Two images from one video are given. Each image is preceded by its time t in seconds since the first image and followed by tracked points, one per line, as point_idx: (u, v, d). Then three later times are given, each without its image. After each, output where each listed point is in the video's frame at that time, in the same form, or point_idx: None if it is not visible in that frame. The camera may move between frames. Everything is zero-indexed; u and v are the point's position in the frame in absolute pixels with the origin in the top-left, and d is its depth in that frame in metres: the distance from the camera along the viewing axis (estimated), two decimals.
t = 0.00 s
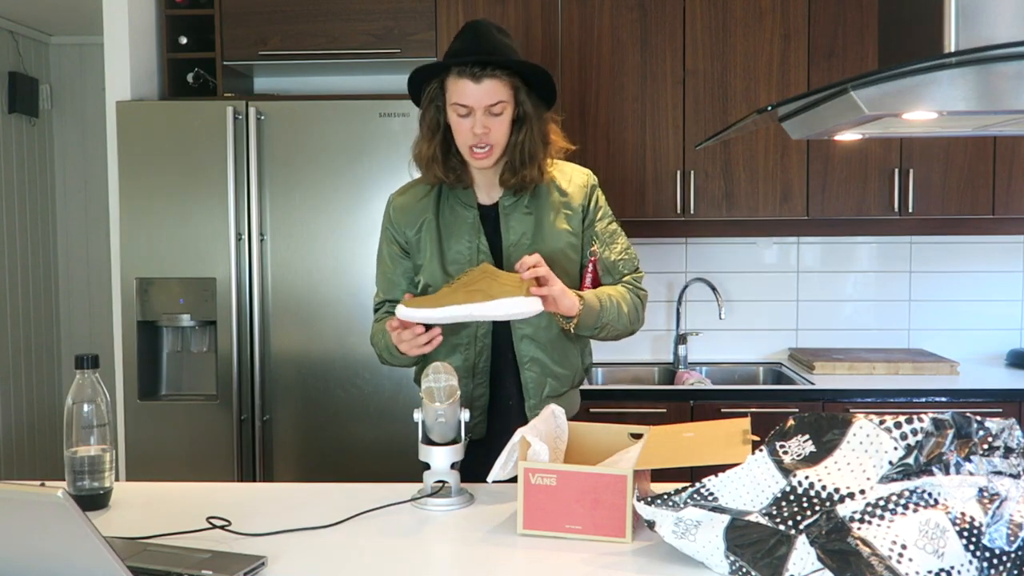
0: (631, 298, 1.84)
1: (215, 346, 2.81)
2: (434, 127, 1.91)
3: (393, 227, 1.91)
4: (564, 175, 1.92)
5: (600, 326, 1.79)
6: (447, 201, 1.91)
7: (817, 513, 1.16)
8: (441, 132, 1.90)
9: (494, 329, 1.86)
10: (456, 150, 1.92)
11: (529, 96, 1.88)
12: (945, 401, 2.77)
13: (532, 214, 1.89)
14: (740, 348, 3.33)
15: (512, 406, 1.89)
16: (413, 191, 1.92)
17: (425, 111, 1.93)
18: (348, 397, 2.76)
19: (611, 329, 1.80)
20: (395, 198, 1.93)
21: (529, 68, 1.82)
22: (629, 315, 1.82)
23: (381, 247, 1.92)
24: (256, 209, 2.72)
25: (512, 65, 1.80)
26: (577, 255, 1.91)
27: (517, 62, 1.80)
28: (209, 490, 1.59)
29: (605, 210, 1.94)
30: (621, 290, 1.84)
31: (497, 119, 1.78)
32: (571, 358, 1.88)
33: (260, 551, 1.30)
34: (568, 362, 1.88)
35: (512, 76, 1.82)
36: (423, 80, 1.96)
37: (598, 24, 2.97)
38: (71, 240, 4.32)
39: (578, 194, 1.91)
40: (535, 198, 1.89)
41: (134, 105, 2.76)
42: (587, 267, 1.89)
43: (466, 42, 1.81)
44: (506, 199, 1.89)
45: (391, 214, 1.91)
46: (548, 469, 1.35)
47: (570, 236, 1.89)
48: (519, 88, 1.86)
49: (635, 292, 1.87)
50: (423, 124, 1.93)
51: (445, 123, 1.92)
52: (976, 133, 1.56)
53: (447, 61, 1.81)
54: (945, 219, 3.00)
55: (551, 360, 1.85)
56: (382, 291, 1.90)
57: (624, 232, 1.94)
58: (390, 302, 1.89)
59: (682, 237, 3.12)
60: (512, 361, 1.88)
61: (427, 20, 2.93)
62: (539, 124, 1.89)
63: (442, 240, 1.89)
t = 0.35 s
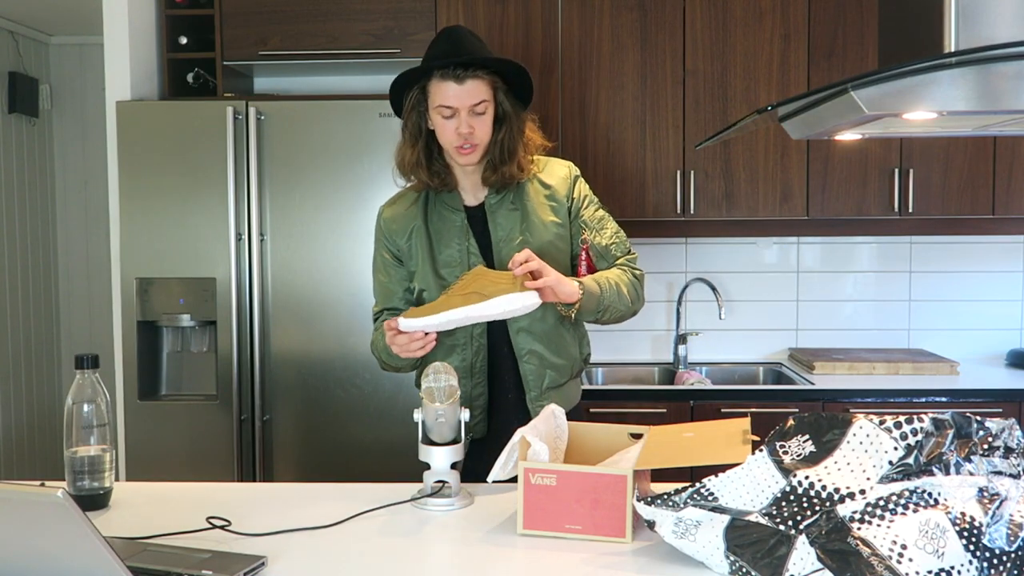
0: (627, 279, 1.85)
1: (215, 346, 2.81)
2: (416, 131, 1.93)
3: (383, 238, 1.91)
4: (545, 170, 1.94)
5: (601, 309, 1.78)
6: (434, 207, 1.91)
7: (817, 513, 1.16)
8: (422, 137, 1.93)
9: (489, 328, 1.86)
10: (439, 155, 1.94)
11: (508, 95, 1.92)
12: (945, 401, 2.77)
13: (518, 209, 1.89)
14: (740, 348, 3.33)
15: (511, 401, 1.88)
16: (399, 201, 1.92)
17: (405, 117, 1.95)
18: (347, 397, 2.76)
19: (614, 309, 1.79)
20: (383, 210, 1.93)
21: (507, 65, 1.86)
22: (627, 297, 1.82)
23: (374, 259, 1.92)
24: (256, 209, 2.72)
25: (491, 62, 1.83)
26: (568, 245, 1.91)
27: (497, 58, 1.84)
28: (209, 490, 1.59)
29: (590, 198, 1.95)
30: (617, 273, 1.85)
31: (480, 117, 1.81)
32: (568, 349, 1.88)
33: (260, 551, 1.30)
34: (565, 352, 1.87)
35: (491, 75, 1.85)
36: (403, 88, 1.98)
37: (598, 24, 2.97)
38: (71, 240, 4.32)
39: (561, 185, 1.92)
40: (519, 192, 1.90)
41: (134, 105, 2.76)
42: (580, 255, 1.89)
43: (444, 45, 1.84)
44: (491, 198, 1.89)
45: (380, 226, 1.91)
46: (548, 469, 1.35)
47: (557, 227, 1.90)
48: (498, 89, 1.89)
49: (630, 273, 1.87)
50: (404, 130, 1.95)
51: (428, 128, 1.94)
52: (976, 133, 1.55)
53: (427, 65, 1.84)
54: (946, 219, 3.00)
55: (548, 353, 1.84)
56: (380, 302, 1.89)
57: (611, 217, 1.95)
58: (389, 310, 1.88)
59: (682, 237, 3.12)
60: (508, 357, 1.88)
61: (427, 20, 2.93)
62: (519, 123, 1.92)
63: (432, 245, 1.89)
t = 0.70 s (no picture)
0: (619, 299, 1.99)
1: (215, 346, 2.81)
2: (423, 124, 1.95)
3: (382, 234, 1.90)
4: (555, 175, 1.95)
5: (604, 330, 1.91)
6: (436, 206, 1.92)
7: (817, 513, 1.16)
8: (428, 130, 1.95)
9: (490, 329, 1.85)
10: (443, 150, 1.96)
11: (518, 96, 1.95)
12: (945, 401, 2.78)
13: (526, 213, 1.91)
14: (740, 348, 3.33)
15: (511, 404, 1.88)
16: (399, 197, 1.92)
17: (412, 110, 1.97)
18: (348, 396, 2.76)
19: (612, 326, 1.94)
20: (382, 203, 1.93)
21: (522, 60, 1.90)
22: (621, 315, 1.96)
23: (369, 251, 1.92)
24: (256, 210, 2.72)
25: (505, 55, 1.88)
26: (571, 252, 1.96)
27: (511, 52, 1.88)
28: (209, 490, 1.59)
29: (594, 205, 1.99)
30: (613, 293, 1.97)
31: (488, 108, 1.84)
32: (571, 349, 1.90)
33: (260, 551, 1.30)
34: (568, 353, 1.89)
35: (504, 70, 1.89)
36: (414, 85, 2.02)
37: (598, 25, 2.97)
38: (71, 240, 4.32)
39: (570, 194, 1.94)
40: (528, 197, 1.92)
41: (134, 105, 2.76)
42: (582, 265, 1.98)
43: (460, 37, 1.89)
44: (499, 201, 1.91)
45: (380, 222, 1.90)
46: (548, 469, 1.35)
47: (565, 236, 1.92)
48: (510, 88, 1.92)
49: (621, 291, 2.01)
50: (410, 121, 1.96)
51: (435, 123, 1.96)
52: (976, 134, 1.55)
53: (441, 54, 1.89)
54: (946, 219, 3.00)
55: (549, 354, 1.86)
56: (372, 295, 1.92)
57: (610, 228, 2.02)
58: (380, 305, 1.92)
59: (682, 237, 3.12)
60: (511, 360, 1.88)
61: (427, 20, 2.93)
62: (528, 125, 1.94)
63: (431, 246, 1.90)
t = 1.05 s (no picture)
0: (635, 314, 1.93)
1: (215, 346, 2.81)
2: (449, 119, 1.95)
3: (394, 224, 1.90)
4: (576, 183, 1.94)
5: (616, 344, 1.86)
6: (454, 200, 1.91)
7: (817, 513, 1.16)
8: (454, 125, 1.94)
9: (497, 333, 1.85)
10: (468, 146, 1.95)
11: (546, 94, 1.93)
12: (945, 401, 2.77)
13: (545, 219, 1.90)
14: (740, 348, 3.33)
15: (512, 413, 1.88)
16: (416, 187, 1.92)
17: (438, 103, 1.97)
18: (348, 396, 2.76)
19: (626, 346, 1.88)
20: (399, 190, 1.93)
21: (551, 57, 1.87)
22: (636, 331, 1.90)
23: (379, 239, 1.92)
24: (256, 210, 2.73)
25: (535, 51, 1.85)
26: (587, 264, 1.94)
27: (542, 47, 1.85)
28: (210, 490, 1.59)
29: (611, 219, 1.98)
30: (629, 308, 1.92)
31: (515, 105, 1.82)
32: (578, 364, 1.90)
33: (260, 551, 1.30)
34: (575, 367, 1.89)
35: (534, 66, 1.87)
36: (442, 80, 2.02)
37: (598, 25, 2.97)
38: (71, 240, 4.32)
39: (590, 203, 1.93)
40: (548, 202, 1.91)
41: (134, 105, 2.76)
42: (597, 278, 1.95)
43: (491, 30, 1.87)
44: (518, 203, 1.89)
45: (393, 210, 1.90)
46: (549, 469, 1.35)
47: (581, 245, 1.91)
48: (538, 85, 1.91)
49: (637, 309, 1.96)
50: (437, 115, 1.96)
51: (461, 118, 1.96)
52: (976, 134, 1.56)
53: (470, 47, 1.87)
54: (946, 219, 3.00)
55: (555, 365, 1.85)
56: (376, 285, 1.91)
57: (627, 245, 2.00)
58: (382, 296, 1.91)
59: (682, 237, 3.12)
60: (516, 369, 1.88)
61: (427, 20, 2.93)
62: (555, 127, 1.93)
63: (446, 240, 1.89)
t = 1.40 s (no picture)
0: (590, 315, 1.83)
1: (215, 346, 2.82)
2: (391, 104, 1.89)
3: (348, 219, 1.82)
4: (535, 165, 1.87)
5: (568, 327, 1.74)
6: (405, 187, 1.84)
7: (817, 513, 1.16)
8: (395, 110, 1.88)
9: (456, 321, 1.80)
10: (411, 133, 1.88)
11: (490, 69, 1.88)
12: (945, 401, 2.77)
13: (498, 201, 1.83)
14: (740, 348, 3.33)
15: (478, 414, 1.79)
16: (370, 179, 1.84)
17: (380, 89, 1.91)
18: (348, 396, 2.76)
19: (578, 334, 1.76)
20: (352, 184, 1.85)
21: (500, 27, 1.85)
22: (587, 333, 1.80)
23: (334, 241, 1.84)
24: (256, 210, 2.72)
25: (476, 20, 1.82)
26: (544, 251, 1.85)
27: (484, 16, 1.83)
28: (210, 490, 1.59)
29: (572, 207, 1.89)
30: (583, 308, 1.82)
31: (460, 77, 1.77)
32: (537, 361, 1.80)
33: (260, 551, 1.30)
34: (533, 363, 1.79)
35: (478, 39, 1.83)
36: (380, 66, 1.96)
37: (598, 25, 2.97)
38: (71, 240, 4.32)
39: (549, 187, 1.85)
40: (499, 184, 1.84)
41: (135, 105, 2.76)
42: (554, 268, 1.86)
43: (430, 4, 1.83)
44: (470, 184, 1.84)
45: (345, 205, 1.83)
46: (548, 469, 1.35)
47: (536, 231, 1.83)
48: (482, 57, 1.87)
49: (591, 309, 1.87)
50: (378, 101, 1.90)
51: (401, 102, 1.89)
52: (976, 134, 1.55)
53: (408, 21, 1.83)
54: (945, 219, 3.00)
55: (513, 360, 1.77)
56: (335, 287, 1.83)
57: (593, 238, 1.91)
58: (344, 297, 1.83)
59: (682, 237, 3.12)
60: (474, 368, 1.81)
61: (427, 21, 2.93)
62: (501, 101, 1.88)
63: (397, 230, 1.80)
